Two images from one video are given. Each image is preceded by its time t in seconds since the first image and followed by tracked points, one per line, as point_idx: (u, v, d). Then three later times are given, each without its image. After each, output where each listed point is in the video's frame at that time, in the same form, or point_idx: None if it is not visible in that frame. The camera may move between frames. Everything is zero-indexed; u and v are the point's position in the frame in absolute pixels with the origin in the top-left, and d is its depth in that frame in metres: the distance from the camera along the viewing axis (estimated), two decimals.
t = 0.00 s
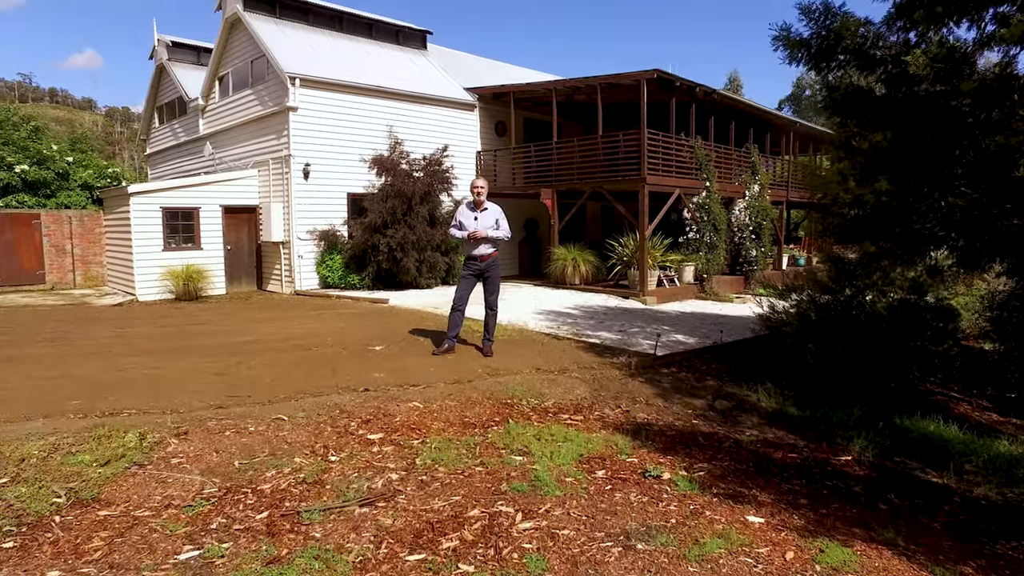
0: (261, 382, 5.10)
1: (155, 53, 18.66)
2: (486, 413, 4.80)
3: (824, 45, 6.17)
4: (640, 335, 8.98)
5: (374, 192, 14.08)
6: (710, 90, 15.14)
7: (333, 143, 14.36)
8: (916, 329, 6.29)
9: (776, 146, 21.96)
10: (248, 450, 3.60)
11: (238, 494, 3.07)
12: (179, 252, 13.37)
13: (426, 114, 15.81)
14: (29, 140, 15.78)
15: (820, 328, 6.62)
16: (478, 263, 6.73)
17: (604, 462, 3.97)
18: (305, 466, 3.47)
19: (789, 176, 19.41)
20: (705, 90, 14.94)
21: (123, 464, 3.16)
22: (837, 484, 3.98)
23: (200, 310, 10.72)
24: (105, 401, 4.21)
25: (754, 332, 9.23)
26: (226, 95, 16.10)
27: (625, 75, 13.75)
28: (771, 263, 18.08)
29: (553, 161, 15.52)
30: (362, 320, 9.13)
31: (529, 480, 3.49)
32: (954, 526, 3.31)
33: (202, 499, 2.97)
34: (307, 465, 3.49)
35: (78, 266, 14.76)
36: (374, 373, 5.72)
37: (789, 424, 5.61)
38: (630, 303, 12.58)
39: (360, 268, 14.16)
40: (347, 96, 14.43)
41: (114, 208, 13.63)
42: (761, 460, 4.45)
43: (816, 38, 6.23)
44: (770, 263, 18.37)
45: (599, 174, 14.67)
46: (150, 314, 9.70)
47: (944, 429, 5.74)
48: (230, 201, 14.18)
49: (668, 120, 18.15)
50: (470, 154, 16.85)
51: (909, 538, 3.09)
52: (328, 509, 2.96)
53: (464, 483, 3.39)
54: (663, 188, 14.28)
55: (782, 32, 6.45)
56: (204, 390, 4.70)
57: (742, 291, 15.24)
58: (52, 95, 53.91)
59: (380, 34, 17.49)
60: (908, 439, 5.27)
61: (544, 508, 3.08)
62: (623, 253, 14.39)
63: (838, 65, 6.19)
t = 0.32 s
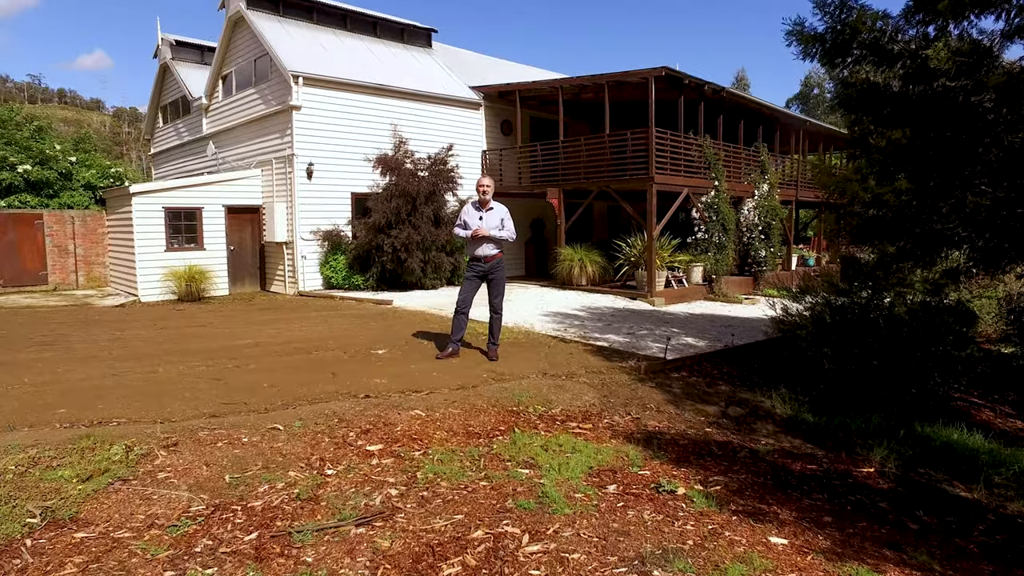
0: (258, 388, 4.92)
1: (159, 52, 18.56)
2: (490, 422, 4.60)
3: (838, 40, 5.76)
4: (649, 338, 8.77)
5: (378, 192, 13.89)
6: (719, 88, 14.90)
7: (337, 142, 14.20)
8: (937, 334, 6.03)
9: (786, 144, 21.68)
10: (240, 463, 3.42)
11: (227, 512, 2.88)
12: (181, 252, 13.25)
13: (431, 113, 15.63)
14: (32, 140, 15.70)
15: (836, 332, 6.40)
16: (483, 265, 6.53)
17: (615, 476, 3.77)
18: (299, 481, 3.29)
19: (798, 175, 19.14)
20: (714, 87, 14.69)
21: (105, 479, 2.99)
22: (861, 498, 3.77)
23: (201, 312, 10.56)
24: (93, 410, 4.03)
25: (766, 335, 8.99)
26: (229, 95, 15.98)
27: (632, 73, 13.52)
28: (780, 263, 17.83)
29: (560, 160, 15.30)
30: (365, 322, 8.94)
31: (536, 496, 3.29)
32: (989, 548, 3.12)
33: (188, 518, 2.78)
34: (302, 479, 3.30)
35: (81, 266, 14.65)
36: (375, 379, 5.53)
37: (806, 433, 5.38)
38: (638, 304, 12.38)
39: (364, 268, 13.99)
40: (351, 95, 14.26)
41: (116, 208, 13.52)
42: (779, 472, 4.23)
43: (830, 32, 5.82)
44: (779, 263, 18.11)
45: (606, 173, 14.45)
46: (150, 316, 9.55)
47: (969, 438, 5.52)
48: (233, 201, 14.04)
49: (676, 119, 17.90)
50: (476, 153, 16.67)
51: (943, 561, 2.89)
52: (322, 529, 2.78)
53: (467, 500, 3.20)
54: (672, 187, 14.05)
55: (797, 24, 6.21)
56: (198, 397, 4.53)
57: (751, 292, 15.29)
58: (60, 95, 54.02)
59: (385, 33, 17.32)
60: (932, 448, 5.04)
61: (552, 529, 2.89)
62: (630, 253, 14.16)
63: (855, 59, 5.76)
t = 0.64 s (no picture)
0: (256, 392, 4.75)
1: (166, 51, 18.51)
2: (497, 427, 4.42)
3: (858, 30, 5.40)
4: (660, 339, 8.55)
5: (385, 190, 13.72)
6: (730, 85, 14.64)
7: (343, 140, 14.05)
8: (964, 336, 5.77)
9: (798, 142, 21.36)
10: (233, 472, 3.24)
11: (214, 526, 2.70)
12: (186, 252, 13.15)
13: (437, 110, 15.46)
14: (39, 139, 15.66)
15: (856, 334, 6.12)
16: (490, 264, 6.34)
17: (627, 486, 3.58)
18: (293, 491, 3.11)
19: (811, 174, 18.83)
20: (725, 84, 14.43)
21: (87, 491, 2.82)
22: (889, 512, 3.53)
23: (204, 312, 10.43)
24: (83, 415, 3.87)
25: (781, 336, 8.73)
26: (235, 93, 15.88)
27: (642, 69, 13.29)
28: (792, 263, 17.53)
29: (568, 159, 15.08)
30: (370, 323, 8.77)
31: (545, 509, 3.09)
32: None
33: (172, 533, 2.60)
34: (297, 490, 3.12)
35: (87, 266, 14.58)
36: (378, 382, 5.36)
37: (825, 439, 5.14)
38: (648, 304, 12.15)
39: (370, 268, 13.84)
40: (357, 92, 14.11)
41: (122, 207, 13.44)
42: (800, 482, 4.00)
43: (848, 23, 5.48)
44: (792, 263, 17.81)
45: (616, 171, 14.23)
46: (153, 316, 9.43)
47: (998, 445, 5.27)
48: (239, 200, 13.92)
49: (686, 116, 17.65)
50: (483, 151, 16.49)
51: None
52: (315, 545, 2.59)
53: (472, 514, 3.00)
54: (682, 186, 13.80)
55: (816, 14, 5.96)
56: (193, 401, 4.36)
57: (763, 292, 15.02)
58: (72, 96, 54.30)
59: (392, 30, 17.16)
60: (961, 456, 4.80)
61: (562, 547, 2.69)
62: (640, 253, 13.94)
63: (874, 52, 5.43)
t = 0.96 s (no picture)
0: (253, 398, 4.60)
1: (174, 51, 18.47)
2: (502, 436, 4.24)
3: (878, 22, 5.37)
4: (672, 342, 8.35)
5: (392, 190, 13.56)
6: (742, 83, 14.39)
7: (350, 140, 13.92)
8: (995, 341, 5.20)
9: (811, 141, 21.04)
10: (223, 486, 3.08)
11: (198, 547, 2.53)
12: (192, 252, 13.06)
13: (445, 109, 15.29)
14: (47, 139, 15.64)
15: (875, 338, 5.92)
16: (498, 265, 6.13)
17: (638, 501, 3.39)
18: (286, 508, 2.94)
19: (824, 173, 18.52)
20: (737, 81, 14.18)
21: (65, 508, 2.67)
22: (919, 531, 3.32)
23: (208, 312, 10.31)
24: (71, 423, 3.72)
25: (797, 340, 8.49)
26: (242, 92, 15.79)
27: (653, 66, 13.06)
28: (805, 263, 17.22)
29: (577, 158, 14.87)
30: (375, 325, 8.61)
31: (551, 529, 2.91)
32: None
33: (152, 555, 2.44)
34: (289, 506, 2.95)
35: (94, 266, 14.53)
36: (381, 388, 5.19)
37: (845, 448, 4.92)
38: (659, 306, 11.94)
39: (377, 269, 13.70)
40: (364, 91, 13.98)
41: (128, 207, 13.37)
42: (820, 497, 3.78)
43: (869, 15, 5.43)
44: (805, 263, 17.52)
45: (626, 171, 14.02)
46: (157, 317, 9.33)
47: None
48: (245, 200, 13.82)
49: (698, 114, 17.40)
50: (491, 150, 16.31)
51: None
52: (305, 570, 2.42)
53: (474, 533, 2.82)
54: (694, 185, 13.55)
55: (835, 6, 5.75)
56: (187, 408, 4.21)
57: (775, 293, 14.76)
58: (86, 97, 54.69)
59: (400, 29, 17.02)
60: (990, 469, 4.56)
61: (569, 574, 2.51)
62: (650, 253, 13.72)
63: (894, 46, 5.31)
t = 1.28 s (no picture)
0: (255, 406, 4.46)
1: (186, 52, 18.49)
2: (511, 448, 4.06)
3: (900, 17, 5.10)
4: (688, 346, 8.13)
5: (403, 190, 13.43)
6: (758, 81, 14.11)
7: (360, 140, 13.80)
8: None
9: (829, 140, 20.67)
10: (215, 503, 2.92)
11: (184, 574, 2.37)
12: (203, 253, 13.02)
13: (456, 108, 15.14)
14: (60, 140, 15.70)
15: (901, 345, 5.62)
16: (509, 268, 5.94)
17: (655, 521, 3.20)
18: (280, 528, 2.77)
19: (842, 172, 18.15)
20: (753, 79, 13.90)
21: (46, 529, 2.53)
22: (957, 558, 3.10)
23: (216, 314, 10.22)
24: (64, 434, 3.59)
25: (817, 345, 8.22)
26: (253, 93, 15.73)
27: (667, 64, 12.81)
28: (823, 264, 16.87)
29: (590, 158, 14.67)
30: (384, 328, 8.46)
31: (560, 554, 2.74)
32: None
33: None
34: (284, 527, 2.79)
35: (106, 267, 14.53)
36: (386, 395, 5.02)
37: (871, 461, 4.69)
38: (673, 308, 11.69)
39: (388, 270, 13.58)
40: (375, 91, 13.87)
41: (139, 208, 13.36)
42: (848, 516, 3.56)
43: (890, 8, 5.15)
44: (822, 264, 17.17)
45: (639, 171, 13.79)
46: (165, 319, 9.24)
47: None
48: (256, 201, 13.75)
49: (713, 113, 17.12)
50: (503, 151, 16.15)
51: None
52: None
53: (479, 558, 2.65)
54: (709, 185, 13.29)
55: None
56: (185, 417, 4.07)
57: (792, 296, 14.47)
58: (105, 99, 55.23)
59: (411, 28, 16.91)
60: None
61: None
62: (665, 254, 13.48)
63: (921, 41, 5.27)
